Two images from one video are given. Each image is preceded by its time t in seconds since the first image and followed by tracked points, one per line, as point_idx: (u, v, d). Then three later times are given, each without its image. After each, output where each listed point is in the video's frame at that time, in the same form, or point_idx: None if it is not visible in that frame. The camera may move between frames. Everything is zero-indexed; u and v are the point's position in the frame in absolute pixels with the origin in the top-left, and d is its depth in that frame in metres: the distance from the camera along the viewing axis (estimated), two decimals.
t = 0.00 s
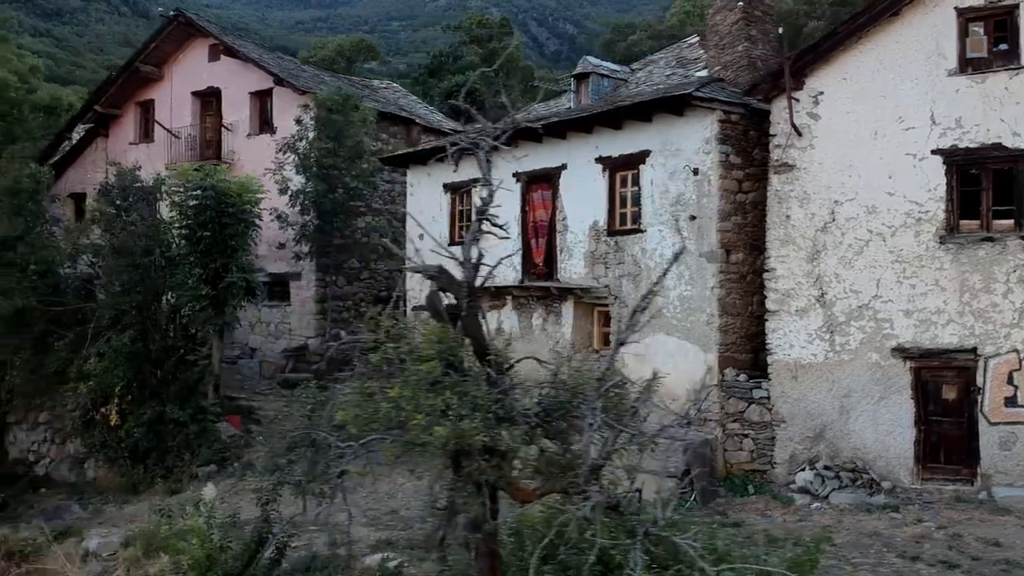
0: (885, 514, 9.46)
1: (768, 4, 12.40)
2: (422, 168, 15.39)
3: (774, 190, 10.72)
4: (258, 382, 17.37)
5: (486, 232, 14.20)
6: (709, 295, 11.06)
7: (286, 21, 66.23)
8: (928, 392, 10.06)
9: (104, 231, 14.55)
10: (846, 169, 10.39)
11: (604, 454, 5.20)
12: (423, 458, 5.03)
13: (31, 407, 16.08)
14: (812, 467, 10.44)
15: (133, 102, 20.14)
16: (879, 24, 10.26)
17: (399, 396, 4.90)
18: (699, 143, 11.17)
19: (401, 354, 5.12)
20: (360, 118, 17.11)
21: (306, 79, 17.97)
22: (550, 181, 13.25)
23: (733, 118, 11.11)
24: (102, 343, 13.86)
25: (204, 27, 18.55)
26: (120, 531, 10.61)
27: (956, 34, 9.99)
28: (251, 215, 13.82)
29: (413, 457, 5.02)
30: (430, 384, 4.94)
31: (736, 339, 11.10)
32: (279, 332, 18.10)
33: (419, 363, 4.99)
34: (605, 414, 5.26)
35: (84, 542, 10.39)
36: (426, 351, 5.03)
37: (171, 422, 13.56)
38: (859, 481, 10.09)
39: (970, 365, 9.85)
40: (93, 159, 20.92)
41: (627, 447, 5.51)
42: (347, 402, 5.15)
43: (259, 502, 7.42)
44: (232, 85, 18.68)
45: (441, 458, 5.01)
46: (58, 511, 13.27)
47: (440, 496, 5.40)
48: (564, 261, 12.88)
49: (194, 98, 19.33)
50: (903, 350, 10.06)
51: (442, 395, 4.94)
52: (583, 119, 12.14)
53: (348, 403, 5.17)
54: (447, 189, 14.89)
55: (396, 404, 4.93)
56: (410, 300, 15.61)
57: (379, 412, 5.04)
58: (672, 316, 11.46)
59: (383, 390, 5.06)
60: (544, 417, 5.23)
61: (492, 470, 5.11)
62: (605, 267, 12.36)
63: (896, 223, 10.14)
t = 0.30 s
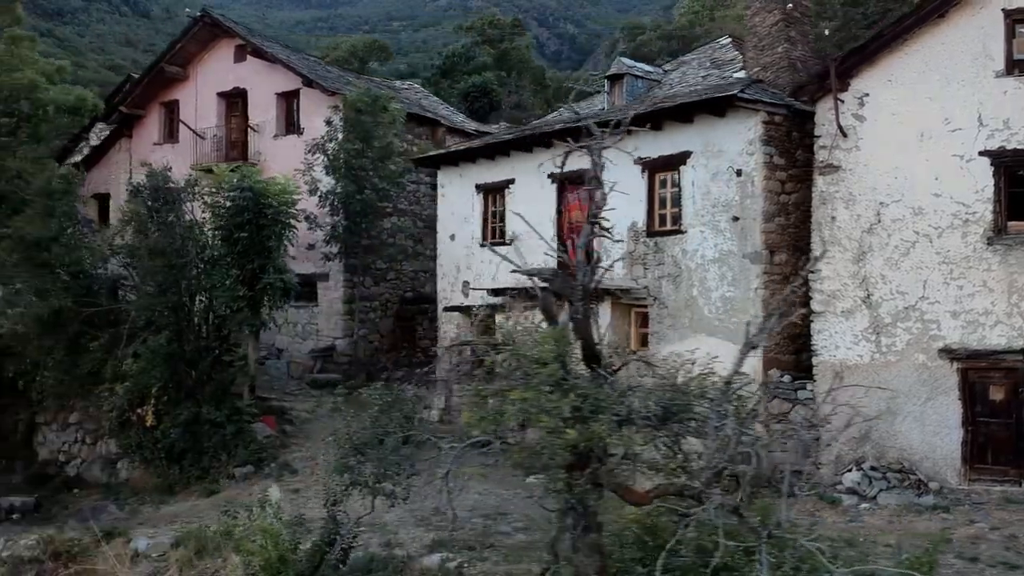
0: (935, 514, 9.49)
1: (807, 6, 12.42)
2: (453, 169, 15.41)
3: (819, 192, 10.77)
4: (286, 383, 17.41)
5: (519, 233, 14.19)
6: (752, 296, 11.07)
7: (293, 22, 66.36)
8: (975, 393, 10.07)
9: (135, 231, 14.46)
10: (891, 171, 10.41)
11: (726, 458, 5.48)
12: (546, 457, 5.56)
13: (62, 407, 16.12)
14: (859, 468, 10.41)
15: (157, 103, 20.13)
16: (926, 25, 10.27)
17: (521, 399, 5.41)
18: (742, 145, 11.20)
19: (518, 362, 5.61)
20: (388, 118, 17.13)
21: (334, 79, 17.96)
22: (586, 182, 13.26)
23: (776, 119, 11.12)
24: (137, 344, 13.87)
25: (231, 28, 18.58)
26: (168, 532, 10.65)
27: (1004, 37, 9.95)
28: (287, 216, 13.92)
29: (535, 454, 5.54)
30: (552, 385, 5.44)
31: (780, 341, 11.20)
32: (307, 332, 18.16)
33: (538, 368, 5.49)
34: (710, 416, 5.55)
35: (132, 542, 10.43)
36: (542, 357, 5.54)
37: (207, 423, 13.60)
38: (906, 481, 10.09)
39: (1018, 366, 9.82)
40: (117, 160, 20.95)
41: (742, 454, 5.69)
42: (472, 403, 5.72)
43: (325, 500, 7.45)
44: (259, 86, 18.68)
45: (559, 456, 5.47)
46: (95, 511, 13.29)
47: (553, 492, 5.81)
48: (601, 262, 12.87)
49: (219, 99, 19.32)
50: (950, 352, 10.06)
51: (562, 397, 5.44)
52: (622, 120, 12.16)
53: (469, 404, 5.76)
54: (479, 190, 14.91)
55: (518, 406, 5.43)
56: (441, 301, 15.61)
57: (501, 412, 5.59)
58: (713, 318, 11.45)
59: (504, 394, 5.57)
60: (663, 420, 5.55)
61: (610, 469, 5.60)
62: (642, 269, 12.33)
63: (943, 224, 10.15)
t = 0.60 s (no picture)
0: (984, 515, 9.49)
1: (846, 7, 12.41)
2: (485, 168, 15.41)
3: (863, 192, 10.94)
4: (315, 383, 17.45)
5: (554, 233, 14.21)
6: (796, 297, 11.11)
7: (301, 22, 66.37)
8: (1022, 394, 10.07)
9: (167, 232, 14.44)
10: (936, 172, 10.40)
11: (844, 454, 6.00)
12: (670, 460, 6.09)
13: (92, 407, 16.16)
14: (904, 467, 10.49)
15: (181, 103, 20.15)
16: (973, 25, 10.19)
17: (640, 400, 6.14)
18: (784, 145, 11.22)
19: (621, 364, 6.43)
20: (417, 119, 17.17)
21: (360, 79, 17.95)
22: (623, 183, 13.24)
23: (819, 120, 11.13)
24: (173, 345, 13.89)
25: (257, 28, 18.61)
26: (214, 532, 10.69)
27: None
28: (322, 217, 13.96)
29: (658, 459, 6.12)
30: (670, 387, 6.13)
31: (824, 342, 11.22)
32: (334, 332, 18.21)
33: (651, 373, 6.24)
34: (826, 419, 6.15)
35: (180, 542, 10.47)
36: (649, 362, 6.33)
37: (243, 423, 13.65)
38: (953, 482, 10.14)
39: None
40: (140, 160, 20.96)
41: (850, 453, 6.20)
42: (595, 407, 6.49)
43: (391, 500, 7.46)
44: (284, 86, 18.69)
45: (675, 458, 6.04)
46: (131, 511, 13.29)
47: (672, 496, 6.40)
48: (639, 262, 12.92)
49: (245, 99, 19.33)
50: (997, 352, 10.03)
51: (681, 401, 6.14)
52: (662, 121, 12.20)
53: (589, 410, 6.53)
54: (512, 190, 14.92)
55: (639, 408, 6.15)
56: (472, 301, 15.65)
57: (622, 412, 6.39)
58: (755, 318, 11.50)
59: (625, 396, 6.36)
60: (781, 420, 6.26)
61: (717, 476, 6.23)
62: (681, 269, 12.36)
63: (990, 224, 10.11)
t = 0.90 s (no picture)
0: None
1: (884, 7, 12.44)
2: (516, 169, 15.42)
3: (906, 192, 10.97)
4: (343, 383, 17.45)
5: (587, 233, 14.22)
6: (838, 297, 11.16)
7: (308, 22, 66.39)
8: None
9: (201, 232, 14.47)
10: (981, 172, 10.39)
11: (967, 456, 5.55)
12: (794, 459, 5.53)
13: (122, 407, 16.18)
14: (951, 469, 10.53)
15: (205, 103, 20.18)
16: (1020, 25, 10.17)
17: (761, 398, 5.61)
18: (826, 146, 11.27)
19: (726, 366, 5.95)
20: (445, 119, 17.18)
21: (387, 80, 17.98)
22: (658, 183, 13.25)
23: (861, 120, 11.19)
24: (209, 345, 13.93)
25: (285, 29, 18.64)
26: (261, 532, 10.66)
27: None
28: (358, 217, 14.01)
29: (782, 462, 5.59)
30: (792, 389, 5.56)
31: (867, 341, 11.25)
32: (361, 332, 18.23)
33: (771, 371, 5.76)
34: (944, 420, 5.67)
35: (227, 542, 10.44)
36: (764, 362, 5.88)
37: (278, 423, 13.68)
38: (1002, 482, 10.13)
39: None
40: (164, 160, 20.99)
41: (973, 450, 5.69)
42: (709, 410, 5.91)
43: (456, 500, 7.45)
44: (310, 87, 18.72)
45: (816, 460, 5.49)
46: (167, 511, 13.25)
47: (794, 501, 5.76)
48: (677, 262, 12.97)
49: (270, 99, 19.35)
50: None
51: (801, 400, 5.58)
52: (702, 121, 12.24)
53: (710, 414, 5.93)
54: (543, 190, 14.93)
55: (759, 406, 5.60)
56: (503, 301, 15.66)
57: (741, 412, 5.75)
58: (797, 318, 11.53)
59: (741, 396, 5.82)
60: (900, 424, 5.63)
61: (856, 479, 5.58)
62: (721, 269, 12.38)
63: None
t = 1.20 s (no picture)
0: None
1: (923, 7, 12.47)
2: (546, 169, 15.42)
3: (950, 192, 11.00)
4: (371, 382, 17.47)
5: (620, 232, 14.24)
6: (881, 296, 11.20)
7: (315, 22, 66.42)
8: None
9: (235, 231, 14.50)
10: None
11: None
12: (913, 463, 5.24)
13: (152, 407, 16.22)
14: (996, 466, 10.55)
15: (229, 103, 20.20)
16: None
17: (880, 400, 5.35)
18: (869, 146, 11.32)
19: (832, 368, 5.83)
20: (473, 119, 17.19)
21: (414, 79, 18.01)
22: (693, 182, 13.28)
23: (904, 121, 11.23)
24: (245, 344, 13.99)
25: (312, 29, 18.67)
26: (306, 531, 10.66)
27: None
28: (393, 216, 14.04)
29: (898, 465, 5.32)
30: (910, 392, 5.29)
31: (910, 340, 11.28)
32: (387, 331, 18.25)
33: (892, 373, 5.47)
34: None
35: (273, 541, 10.45)
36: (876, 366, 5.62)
37: (314, 422, 13.74)
38: None
39: None
40: (186, 160, 20.99)
41: None
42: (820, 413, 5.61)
43: (521, 499, 7.46)
44: (336, 87, 18.75)
45: (941, 466, 5.11)
46: (203, 511, 13.26)
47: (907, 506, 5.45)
48: (713, 261, 12.98)
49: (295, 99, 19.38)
50: None
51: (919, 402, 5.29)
52: (741, 121, 12.28)
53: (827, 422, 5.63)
54: (575, 189, 14.94)
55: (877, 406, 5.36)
56: (534, 301, 15.66)
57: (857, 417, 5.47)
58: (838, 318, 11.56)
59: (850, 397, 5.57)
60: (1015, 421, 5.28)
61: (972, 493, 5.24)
62: (759, 269, 12.41)
63: None
